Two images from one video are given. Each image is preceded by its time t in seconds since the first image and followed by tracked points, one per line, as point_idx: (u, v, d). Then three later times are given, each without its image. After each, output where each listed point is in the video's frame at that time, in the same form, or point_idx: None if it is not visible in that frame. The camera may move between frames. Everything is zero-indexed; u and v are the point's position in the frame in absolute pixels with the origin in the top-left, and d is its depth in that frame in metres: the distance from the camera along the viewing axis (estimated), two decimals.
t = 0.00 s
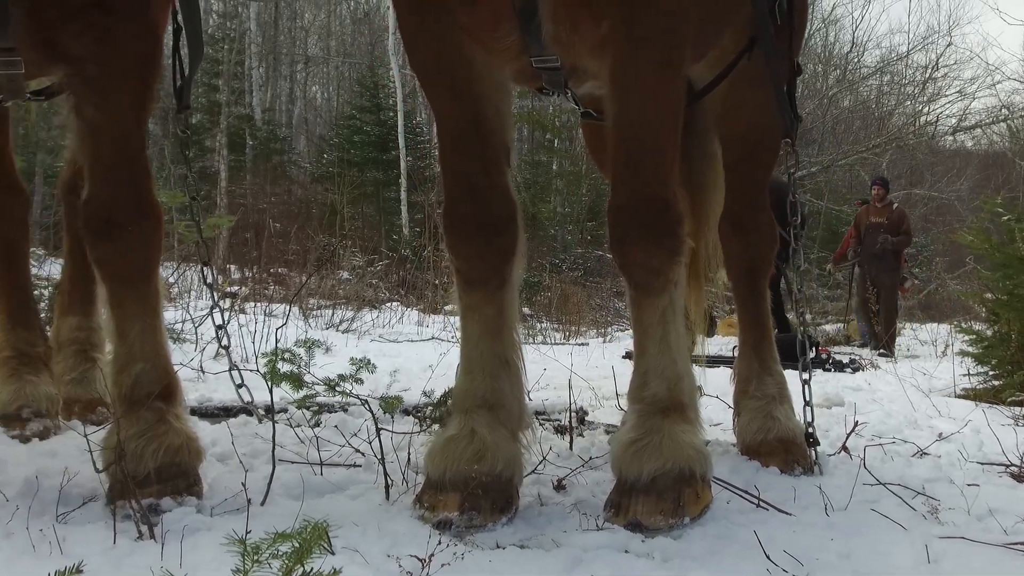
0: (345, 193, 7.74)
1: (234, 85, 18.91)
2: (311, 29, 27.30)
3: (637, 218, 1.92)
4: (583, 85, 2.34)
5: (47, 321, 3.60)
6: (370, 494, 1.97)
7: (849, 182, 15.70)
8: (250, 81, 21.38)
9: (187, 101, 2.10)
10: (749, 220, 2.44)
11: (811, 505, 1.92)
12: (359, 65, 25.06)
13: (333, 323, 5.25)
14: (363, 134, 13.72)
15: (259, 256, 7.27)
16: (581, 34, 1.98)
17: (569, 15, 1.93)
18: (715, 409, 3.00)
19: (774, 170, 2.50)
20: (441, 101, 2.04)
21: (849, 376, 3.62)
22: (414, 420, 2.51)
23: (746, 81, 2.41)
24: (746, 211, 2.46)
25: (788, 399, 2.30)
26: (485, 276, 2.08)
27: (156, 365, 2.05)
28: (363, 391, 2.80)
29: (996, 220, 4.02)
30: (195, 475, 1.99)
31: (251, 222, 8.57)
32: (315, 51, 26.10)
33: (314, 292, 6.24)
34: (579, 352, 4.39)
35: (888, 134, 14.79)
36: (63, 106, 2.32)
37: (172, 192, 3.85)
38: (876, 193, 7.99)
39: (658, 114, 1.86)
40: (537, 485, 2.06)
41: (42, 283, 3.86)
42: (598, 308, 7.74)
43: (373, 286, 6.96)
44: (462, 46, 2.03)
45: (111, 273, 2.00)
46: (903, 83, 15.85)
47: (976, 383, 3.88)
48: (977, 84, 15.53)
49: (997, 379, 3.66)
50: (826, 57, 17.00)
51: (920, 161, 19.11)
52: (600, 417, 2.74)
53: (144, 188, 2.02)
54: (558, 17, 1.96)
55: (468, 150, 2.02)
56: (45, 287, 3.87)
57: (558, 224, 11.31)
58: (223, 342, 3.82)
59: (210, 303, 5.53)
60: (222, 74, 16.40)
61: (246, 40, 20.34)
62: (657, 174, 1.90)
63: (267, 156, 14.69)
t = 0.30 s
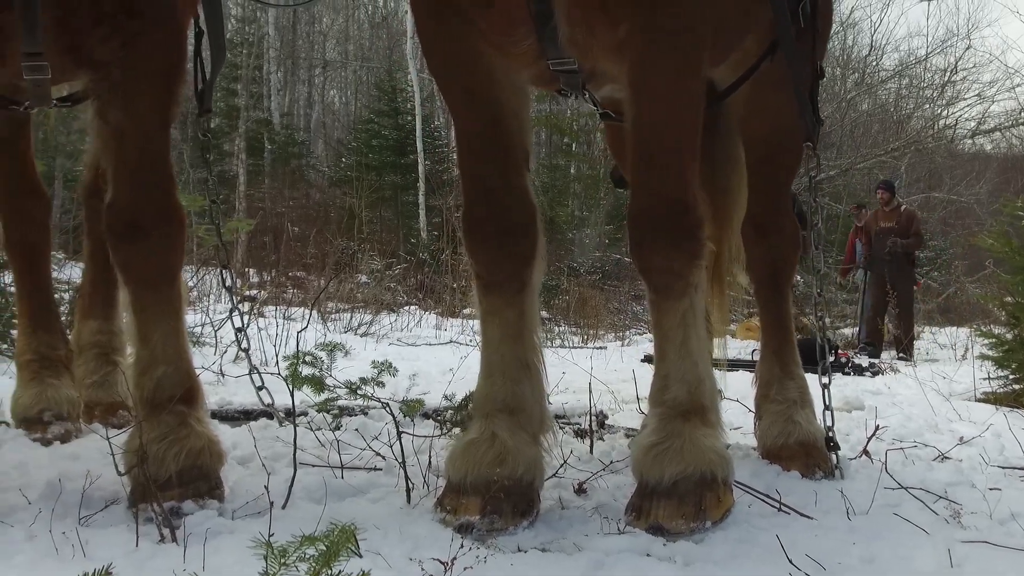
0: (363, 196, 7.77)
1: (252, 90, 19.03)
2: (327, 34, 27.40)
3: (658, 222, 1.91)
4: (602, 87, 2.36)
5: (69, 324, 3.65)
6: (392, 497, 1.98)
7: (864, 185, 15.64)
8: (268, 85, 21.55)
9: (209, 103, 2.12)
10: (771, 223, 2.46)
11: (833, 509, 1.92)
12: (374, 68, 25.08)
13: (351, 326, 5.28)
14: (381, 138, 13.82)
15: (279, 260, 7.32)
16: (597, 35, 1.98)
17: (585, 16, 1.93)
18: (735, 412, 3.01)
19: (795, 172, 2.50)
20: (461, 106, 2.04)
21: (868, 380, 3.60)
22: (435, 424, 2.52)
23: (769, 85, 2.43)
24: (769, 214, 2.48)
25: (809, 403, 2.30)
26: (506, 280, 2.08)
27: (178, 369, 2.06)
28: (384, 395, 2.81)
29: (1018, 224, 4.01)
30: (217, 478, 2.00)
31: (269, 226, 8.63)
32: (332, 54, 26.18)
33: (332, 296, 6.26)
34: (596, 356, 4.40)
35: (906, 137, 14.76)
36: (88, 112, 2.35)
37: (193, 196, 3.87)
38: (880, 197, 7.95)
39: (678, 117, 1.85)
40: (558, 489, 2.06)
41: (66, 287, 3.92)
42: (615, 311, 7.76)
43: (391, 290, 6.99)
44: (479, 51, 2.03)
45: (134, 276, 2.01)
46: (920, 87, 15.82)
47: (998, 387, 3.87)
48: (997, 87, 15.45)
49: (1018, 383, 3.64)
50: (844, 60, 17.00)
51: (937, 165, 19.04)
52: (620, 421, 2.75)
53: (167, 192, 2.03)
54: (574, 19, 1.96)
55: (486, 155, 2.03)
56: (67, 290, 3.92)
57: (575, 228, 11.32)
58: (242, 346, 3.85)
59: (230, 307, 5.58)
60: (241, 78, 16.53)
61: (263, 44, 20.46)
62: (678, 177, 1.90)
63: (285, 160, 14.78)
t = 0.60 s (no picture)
0: (379, 199, 7.81)
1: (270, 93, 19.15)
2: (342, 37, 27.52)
3: (676, 223, 1.91)
4: (619, 88, 2.37)
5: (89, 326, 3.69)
6: (411, 498, 1.98)
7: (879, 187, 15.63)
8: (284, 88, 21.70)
9: (233, 102, 2.14)
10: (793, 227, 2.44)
11: (853, 511, 1.92)
12: (388, 72, 25.13)
13: (369, 329, 5.30)
14: (397, 141, 13.88)
15: (297, 262, 7.36)
16: (615, 37, 1.99)
17: (602, 20, 1.94)
18: (753, 415, 3.01)
19: (816, 174, 2.50)
20: (477, 108, 2.04)
21: (885, 382, 3.59)
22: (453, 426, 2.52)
23: (790, 86, 2.42)
24: (790, 217, 2.47)
25: (829, 406, 2.30)
26: (525, 282, 2.08)
27: (197, 370, 2.06)
28: (404, 396, 2.83)
29: None
30: (236, 479, 2.00)
31: (288, 229, 8.70)
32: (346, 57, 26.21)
33: (349, 298, 6.28)
34: (612, 358, 4.41)
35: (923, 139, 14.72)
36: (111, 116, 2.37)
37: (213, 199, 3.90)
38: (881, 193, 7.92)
39: (696, 116, 1.86)
40: (577, 490, 2.06)
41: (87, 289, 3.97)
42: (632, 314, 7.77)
43: (408, 292, 7.03)
44: (497, 53, 2.03)
45: (153, 278, 2.02)
46: (937, 89, 15.77)
47: (1018, 390, 3.85)
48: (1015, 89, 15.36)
49: None
50: (862, 62, 16.98)
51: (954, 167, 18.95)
52: (639, 422, 2.76)
53: (187, 194, 2.03)
54: (591, 21, 1.97)
55: (502, 158, 2.03)
56: (88, 292, 3.97)
57: (592, 230, 11.34)
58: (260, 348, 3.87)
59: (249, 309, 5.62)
60: (258, 81, 16.64)
61: (280, 48, 20.57)
62: (698, 178, 1.90)
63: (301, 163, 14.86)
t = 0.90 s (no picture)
0: (398, 201, 7.85)
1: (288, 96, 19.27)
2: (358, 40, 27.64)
3: (696, 221, 1.91)
4: (638, 87, 2.39)
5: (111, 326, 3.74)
6: (431, 498, 1.98)
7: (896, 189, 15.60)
8: (301, 91, 21.83)
9: (254, 103, 2.15)
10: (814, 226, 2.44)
11: (874, 512, 1.91)
12: (406, 74, 25.18)
13: (387, 329, 5.33)
14: (415, 142, 13.93)
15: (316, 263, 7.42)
16: (633, 36, 2.00)
17: (620, 20, 1.96)
18: (772, 416, 3.02)
19: (839, 173, 2.51)
20: (495, 109, 2.05)
21: (904, 383, 3.58)
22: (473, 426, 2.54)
23: (810, 84, 2.43)
24: (811, 216, 2.48)
25: (849, 406, 2.30)
26: (546, 282, 2.09)
27: (218, 370, 2.07)
28: (425, 396, 2.85)
29: None
30: (257, 479, 2.01)
31: (307, 231, 8.76)
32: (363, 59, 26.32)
33: (367, 299, 6.32)
34: (630, 360, 4.43)
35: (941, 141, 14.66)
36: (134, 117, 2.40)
37: (233, 200, 3.92)
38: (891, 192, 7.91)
39: (716, 115, 1.86)
40: (597, 491, 2.07)
41: (109, 289, 4.02)
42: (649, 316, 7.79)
43: (426, 293, 7.06)
44: (517, 53, 2.04)
45: (175, 278, 2.02)
46: (956, 90, 15.71)
47: None
48: None
49: None
50: (880, 64, 16.96)
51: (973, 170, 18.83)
52: (658, 423, 2.77)
53: (209, 193, 2.04)
54: (608, 22, 1.99)
55: (521, 158, 2.03)
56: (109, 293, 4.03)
57: (609, 232, 11.35)
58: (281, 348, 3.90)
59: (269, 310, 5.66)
60: (277, 84, 16.78)
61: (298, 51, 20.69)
62: (719, 176, 1.90)
63: (319, 165, 14.94)
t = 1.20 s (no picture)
0: (415, 202, 7.89)
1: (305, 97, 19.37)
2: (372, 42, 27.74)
3: (717, 221, 1.91)
4: (656, 87, 2.39)
5: (131, 326, 3.77)
6: (450, 499, 1.98)
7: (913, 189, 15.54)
8: (319, 92, 21.96)
9: (276, 104, 2.17)
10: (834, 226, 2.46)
11: (895, 513, 1.91)
12: (424, 76, 25.20)
13: (405, 330, 5.36)
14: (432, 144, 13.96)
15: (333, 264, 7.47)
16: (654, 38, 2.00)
17: (641, 19, 1.94)
18: (792, 416, 3.03)
19: (858, 174, 2.53)
20: (516, 110, 2.07)
21: (924, 385, 3.55)
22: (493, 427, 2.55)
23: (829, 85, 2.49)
24: (831, 216, 2.50)
25: (869, 407, 2.31)
26: (566, 283, 2.10)
27: (239, 370, 2.08)
28: (445, 397, 2.87)
29: None
30: (277, 479, 2.02)
31: (326, 231, 8.82)
32: (379, 60, 26.37)
33: (386, 301, 6.33)
34: (648, 361, 4.44)
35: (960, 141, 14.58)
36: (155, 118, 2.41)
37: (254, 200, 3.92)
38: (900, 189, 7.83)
39: (737, 115, 1.86)
40: (617, 491, 2.07)
41: (130, 290, 4.05)
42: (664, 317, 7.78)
43: (443, 294, 7.10)
44: (537, 54, 2.06)
45: (195, 279, 2.03)
46: (974, 90, 15.62)
47: None
48: None
49: None
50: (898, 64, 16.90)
51: (991, 170, 18.71)
52: (677, 424, 2.79)
53: (229, 194, 2.05)
54: (630, 21, 1.98)
55: (542, 159, 2.05)
56: (128, 294, 4.06)
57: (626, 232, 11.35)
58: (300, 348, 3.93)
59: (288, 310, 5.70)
60: (295, 85, 16.89)
61: (315, 52, 20.81)
62: (741, 176, 1.90)
63: (335, 166, 15.02)
